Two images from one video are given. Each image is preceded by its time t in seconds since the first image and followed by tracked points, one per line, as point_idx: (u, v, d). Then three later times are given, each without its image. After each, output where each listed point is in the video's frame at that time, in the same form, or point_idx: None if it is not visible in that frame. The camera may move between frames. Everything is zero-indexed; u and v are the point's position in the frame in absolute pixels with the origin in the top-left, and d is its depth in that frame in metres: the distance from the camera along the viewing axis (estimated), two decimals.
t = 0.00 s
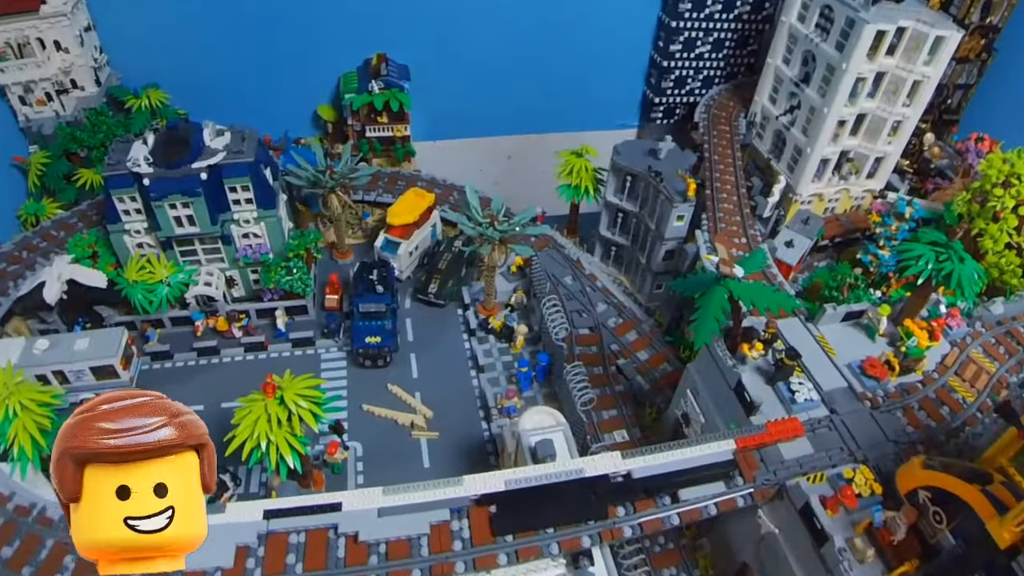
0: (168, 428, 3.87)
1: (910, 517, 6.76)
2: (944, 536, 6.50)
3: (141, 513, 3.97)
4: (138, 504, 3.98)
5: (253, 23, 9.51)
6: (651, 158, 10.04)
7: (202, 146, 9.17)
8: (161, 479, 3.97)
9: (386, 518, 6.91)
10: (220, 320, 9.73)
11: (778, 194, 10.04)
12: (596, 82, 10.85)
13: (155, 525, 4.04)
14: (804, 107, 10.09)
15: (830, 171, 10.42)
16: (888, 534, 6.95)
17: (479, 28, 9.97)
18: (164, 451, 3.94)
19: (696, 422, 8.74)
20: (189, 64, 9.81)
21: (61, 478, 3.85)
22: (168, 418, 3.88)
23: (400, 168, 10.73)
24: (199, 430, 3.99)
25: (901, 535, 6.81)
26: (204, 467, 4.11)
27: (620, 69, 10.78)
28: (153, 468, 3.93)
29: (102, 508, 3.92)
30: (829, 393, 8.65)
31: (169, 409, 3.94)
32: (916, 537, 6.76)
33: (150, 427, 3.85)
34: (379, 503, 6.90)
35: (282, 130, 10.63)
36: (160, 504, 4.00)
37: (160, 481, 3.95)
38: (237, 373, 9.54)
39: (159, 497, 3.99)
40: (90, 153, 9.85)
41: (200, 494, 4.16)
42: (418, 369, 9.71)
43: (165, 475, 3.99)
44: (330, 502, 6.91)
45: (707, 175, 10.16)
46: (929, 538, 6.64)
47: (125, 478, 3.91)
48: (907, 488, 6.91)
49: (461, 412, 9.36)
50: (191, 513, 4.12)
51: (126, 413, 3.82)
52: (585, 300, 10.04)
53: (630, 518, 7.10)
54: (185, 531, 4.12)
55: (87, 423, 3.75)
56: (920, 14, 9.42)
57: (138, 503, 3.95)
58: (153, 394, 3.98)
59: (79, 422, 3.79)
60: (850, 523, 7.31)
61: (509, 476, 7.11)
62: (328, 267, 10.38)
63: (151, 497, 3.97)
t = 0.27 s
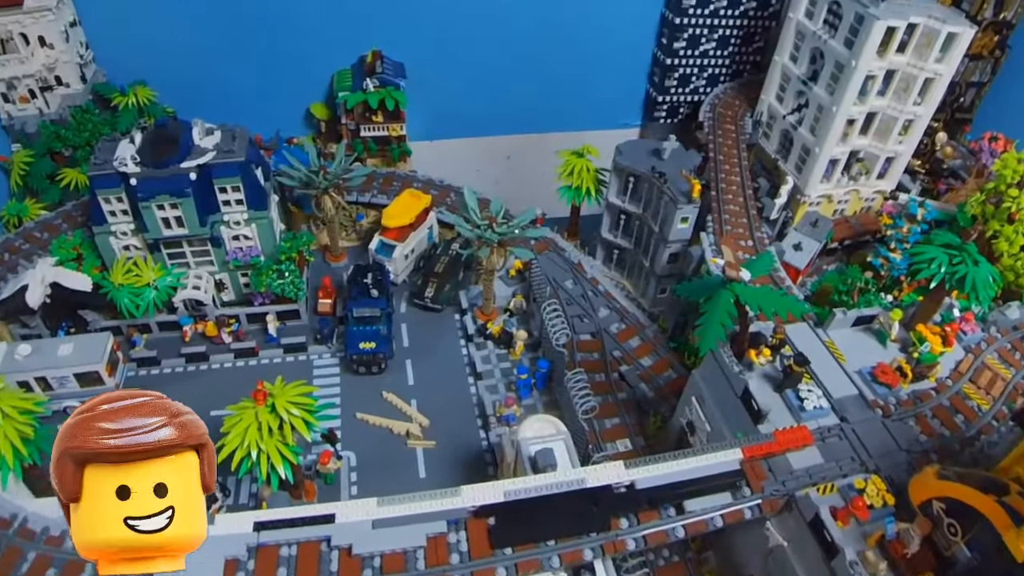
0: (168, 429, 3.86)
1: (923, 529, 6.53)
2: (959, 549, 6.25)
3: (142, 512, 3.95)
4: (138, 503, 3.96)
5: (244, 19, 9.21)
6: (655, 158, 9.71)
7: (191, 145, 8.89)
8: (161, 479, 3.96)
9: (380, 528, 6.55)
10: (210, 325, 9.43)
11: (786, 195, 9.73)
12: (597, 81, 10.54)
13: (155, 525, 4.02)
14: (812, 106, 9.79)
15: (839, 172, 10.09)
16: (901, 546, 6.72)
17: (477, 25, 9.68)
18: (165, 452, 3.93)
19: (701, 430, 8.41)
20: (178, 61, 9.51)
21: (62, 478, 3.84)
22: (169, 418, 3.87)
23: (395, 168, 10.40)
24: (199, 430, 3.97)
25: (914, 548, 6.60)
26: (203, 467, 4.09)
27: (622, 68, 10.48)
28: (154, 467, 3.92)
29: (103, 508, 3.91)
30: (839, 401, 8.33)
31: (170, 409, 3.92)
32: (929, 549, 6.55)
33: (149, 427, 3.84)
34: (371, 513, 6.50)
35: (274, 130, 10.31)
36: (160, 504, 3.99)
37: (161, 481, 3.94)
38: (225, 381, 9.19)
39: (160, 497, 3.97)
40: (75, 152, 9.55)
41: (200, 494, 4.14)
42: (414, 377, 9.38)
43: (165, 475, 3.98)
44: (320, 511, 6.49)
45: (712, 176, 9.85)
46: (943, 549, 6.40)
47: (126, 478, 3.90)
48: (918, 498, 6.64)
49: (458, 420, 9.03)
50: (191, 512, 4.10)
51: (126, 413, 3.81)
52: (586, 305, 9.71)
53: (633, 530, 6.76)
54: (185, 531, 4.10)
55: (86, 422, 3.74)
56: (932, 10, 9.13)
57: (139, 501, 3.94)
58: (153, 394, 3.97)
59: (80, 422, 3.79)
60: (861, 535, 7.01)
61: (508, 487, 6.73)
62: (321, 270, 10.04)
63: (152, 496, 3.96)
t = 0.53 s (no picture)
0: (168, 428, 3.84)
1: (942, 547, 6.20)
2: (980, 567, 5.91)
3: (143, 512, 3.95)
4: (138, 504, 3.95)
5: (234, 16, 8.88)
6: (661, 160, 9.36)
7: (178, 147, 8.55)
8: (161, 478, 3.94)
9: (375, 546, 6.06)
10: (197, 334, 9.00)
11: (796, 198, 9.38)
12: (600, 80, 10.21)
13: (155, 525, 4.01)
14: (822, 106, 9.43)
15: (851, 174, 9.71)
16: (919, 564, 6.43)
17: (475, 21, 9.35)
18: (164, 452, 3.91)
19: (710, 443, 8.04)
20: (166, 60, 9.17)
21: (63, 479, 3.84)
22: (169, 418, 3.85)
23: (390, 171, 10.01)
24: (199, 430, 3.95)
25: (934, 566, 6.29)
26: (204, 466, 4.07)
27: (624, 67, 10.14)
28: (153, 467, 3.91)
29: (103, 508, 3.90)
30: (853, 412, 7.99)
31: (170, 408, 3.90)
32: (949, 565, 6.25)
33: (149, 428, 3.82)
34: (365, 531, 5.99)
35: (265, 131, 9.94)
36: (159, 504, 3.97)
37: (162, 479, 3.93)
38: (213, 392, 8.80)
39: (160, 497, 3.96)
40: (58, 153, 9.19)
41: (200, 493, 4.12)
42: (411, 387, 8.99)
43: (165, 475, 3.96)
44: (312, 529, 5.97)
45: (720, 178, 9.50)
46: (965, 567, 6.07)
47: (125, 478, 3.89)
48: (935, 514, 6.20)
49: (457, 432, 8.67)
50: (190, 512, 4.08)
51: (127, 413, 3.80)
52: (589, 312, 9.34)
53: (640, 548, 6.27)
54: (185, 531, 4.08)
55: (88, 423, 3.73)
56: (947, 6, 8.80)
57: (138, 501, 3.92)
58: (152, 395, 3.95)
59: (80, 422, 3.77)
60: (879, 552, 6.67)
61: (510, 502, 6.25)
62: (314, 276, 9.65)
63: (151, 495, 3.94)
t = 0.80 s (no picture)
0: (169, 429, 3.70)
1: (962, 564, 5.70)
2: None
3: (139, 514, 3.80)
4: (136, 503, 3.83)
5: (221, 9, 8.55)
6: (665, 162, 8.99)
7: (163, 146, 8.18)
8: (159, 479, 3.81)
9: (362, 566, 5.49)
10: (183, 341, 8.65)
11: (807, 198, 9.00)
12: (603, 78, 9.86)
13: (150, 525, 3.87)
14: (833, 104, 9.08)
15: (863, 174, 9.34)
16: None
17: (472, 16, 9.01)
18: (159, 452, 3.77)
19: (717, 455, 7.67)
20: (151, 56, 8.81)
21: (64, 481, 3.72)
22: (169, 418, 3.70)
23: (384, 172, 9.63)
24: (200, 430, 3.81)
25: None
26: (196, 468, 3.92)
27: (627, 64, 9.79)
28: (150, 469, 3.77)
29: (102, 508, 3.76)
30: (867, 423, 7.61)
31: (170, 409, 3.76)
32: None
33: (149, 427, 3.69)
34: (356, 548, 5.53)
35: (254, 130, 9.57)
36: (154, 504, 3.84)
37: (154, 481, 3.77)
38: (199, 402, 8.42)
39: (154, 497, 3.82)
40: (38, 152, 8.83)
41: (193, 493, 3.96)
42: (406, 397, 8.63)
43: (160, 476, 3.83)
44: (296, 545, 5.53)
45: (727, 179, 9.15)
46: None
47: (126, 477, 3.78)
48: (956, 529, 5.73)
49: (453, 444, 8.30)
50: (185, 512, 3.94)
51: (126, 413, 3.66)
52: (592, 318, 8.97)
53: (644, 566, 5.82)
54: (185, 531, 3.94)
55: (88, 423, 3.60)
56: None
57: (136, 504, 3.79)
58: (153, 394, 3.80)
59: (79, 422, 3.64)
60: (893, 569, 6.26)
61: (511, 516, 5.80)
62: (305, 281, 9.28)
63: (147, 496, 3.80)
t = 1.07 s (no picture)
0: (168, 429, 3.45)
1: None
2: None
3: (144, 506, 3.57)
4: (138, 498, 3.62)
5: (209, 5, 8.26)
6: (668, 163, 8.67)
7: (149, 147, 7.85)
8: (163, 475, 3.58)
9: None
10: (168, 349, 8.36)
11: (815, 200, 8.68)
12: (603, 77, 9.56)
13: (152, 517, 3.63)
14: (841, 103, 8.77)
15: (873, 176, 9.01)
16: None
17: (467, 12, 8.73)
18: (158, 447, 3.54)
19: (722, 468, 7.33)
20: (137, 53, 8.52)
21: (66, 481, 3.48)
22: (169, 418, 3.46)
23: (377, 173, 9.31)
24: (201, 429, 3.56)
25: None
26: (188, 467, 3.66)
27: (629, 62, 9.48)
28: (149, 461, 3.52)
29: (102, 508, 3.50)
30: (878, 434, 7.28)
31: (169, 409, 3.50)
32: None
33: (149, 427, 3.44)
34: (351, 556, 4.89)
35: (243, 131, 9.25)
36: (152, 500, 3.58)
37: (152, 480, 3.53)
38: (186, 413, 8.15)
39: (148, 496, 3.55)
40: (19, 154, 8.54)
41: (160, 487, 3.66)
42: (399, 408, 8.29)
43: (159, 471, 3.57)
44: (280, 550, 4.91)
45: (731, 180, 8.85)
46: None
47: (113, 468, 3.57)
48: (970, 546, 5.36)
49: (448, 456, 7.97)
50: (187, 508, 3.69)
51: (127, 413, 3.42)
52: (592, 325, 8.65)
53: None
54: (186, 531, 3.67)
55: (87, 422, 3.37)
56: None
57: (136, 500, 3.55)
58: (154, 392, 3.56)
59: (79, 422, 3.41)
60: None
61: (507, 531, 5.22)
62: (295, 287, 8.96)
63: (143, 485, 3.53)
